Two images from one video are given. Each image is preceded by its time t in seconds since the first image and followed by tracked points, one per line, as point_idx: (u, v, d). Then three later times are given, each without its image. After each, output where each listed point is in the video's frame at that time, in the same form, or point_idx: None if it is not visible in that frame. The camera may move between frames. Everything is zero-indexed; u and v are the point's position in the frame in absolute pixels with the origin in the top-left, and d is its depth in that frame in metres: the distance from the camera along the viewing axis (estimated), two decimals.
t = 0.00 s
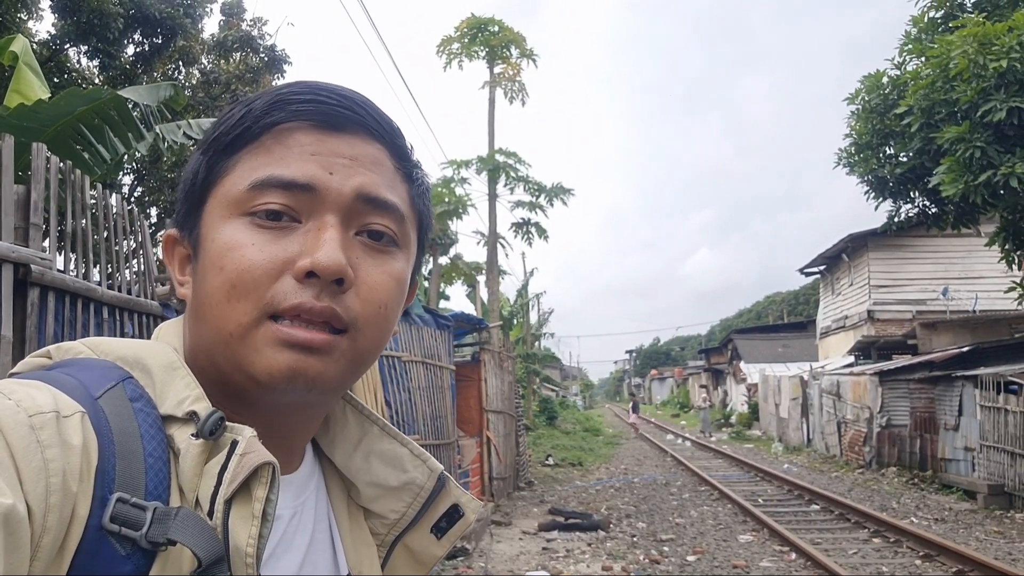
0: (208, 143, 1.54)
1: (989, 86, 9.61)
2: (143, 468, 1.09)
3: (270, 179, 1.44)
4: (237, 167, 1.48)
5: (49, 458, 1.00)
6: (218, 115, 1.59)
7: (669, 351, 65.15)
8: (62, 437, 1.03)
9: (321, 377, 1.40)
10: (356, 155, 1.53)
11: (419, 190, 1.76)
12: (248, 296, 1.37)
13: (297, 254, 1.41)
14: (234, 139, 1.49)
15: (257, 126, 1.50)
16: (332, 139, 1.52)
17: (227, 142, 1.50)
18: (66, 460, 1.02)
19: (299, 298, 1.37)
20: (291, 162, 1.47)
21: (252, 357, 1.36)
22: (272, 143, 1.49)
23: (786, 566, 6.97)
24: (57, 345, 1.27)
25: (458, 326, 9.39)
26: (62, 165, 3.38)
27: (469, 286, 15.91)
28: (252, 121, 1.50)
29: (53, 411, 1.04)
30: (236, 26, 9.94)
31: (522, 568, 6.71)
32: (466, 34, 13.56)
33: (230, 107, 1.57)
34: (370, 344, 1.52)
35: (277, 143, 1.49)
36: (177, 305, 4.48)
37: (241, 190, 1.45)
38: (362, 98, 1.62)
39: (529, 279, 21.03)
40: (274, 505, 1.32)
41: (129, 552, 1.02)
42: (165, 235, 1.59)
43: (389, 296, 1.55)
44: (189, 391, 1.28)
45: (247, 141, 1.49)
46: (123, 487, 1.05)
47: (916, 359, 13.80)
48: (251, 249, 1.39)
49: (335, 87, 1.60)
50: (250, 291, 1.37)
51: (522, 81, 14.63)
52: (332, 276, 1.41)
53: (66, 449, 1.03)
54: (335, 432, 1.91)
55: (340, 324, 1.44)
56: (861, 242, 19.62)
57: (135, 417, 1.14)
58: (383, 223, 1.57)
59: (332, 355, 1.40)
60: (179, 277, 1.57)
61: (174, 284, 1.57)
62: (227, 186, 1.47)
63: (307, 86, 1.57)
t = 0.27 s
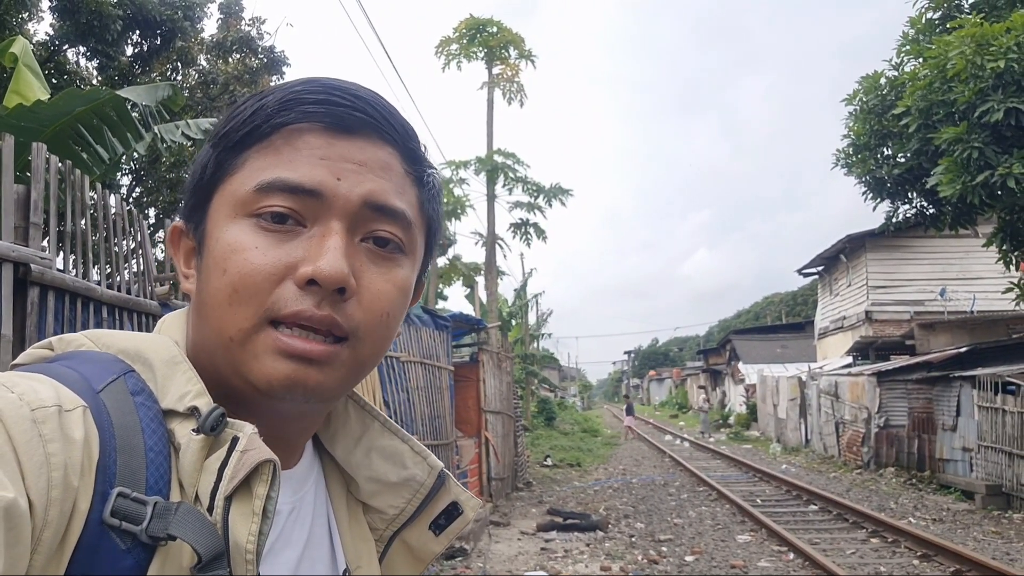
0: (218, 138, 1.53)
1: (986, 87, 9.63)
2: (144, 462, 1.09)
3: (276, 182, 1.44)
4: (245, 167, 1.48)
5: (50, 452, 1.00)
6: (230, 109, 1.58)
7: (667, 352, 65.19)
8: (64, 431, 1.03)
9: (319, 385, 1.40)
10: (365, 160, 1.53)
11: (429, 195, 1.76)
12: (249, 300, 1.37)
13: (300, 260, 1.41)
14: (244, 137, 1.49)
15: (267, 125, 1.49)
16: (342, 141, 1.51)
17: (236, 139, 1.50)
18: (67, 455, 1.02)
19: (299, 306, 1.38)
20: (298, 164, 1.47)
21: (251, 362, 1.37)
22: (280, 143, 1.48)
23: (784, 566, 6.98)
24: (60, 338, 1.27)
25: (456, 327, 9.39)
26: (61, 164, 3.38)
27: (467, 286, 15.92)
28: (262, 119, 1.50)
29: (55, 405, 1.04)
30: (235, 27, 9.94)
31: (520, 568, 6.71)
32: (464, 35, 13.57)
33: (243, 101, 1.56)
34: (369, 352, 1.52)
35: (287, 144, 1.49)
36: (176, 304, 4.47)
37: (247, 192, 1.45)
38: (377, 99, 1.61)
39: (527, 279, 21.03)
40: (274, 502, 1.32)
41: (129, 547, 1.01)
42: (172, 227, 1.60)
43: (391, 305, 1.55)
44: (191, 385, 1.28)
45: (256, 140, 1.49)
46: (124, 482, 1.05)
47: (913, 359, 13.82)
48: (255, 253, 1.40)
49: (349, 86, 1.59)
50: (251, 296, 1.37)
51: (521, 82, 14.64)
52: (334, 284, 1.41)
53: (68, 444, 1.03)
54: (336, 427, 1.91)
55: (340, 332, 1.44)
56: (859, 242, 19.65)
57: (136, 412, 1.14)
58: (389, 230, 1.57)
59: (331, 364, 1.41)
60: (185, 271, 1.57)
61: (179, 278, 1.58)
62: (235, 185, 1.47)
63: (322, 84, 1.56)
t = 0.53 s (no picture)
0: (214, 137, 1.52)
1: (984, 88, 9.63)
2: (137, 464, 1.09)
3: (275, 187, 1.43)
4: (243, 169, 1.47)
5: (42, 454, 1.00)
6: (227, 107, 1.57)
7: (666, 352, 65.21)
8: (56, 433, 1.03)
9: (317, 390, 1.41)
10: (364, 163, 1.52)
11: (426, 195, 1.76)
12: (247, 305, 1.36)
13: (299, 265, 1.40)
14: (241, 138, 1.48)
15: (266, 127, 1.48)
16: (341, 145, 1.50)
17: (233, 140, 1.48)
18: (60, 458, 1.02)
19: (298, 312, 1.37)
20: (297, 167, 1.46)
21: (250, 367, 1.37)
22: (278, 146, 1.48)
23: (782, 566, 6.98)
24: (53, 337, 1.27)
25: (455, 327, 9.39)
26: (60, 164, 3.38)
27: (466, 287, 15.92)
28: (260, 121, 1.49)
29: (47, 407, 1.04)
30: (234, 27, 9.94)
31: (519, 569, 6.71)
32: (463, 35, 13.57)
33: (240, 100, 1.55)
34: (367, 356, 1.53)
35: (285, 146, 1.47)
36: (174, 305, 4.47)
37: (246, 194, 1.44)
38: (375, 100, 1.60)
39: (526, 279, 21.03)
40: (269, 504, 1.31)
41: (121, 550, 1.01)
42: (167, 225, 1.59)
43: (389, 309, 1.55)
44: (185, 387, 1.28)
45: (254, 141, 1.48)
46: (117, 483, 1.05)
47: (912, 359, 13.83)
48: (253, 258, 1.39)
49: (346, 87, 1.58)
50: (250, 301, 1.37)
51: (520, 82, 14.64)
52: (334, 291, 1.41)
53: (60, 446, 1.02)
54: (331, 428, 1.90)
55: (339, 337, 1.44)
56: (858, 243, 19.67)
57: (130, 413, 1.14)
58: (388, 234, 1.56)
59: (329, 370, 1.41)
60: (178, 271, 1.57)
61: (172, 278, 1.57)
62: (232, 187, 1.47)
63: (319, 85, 1.55)
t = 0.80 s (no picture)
0: (200, 146, 1.50)
1: (984, 89, 9.62)
2: (136, 471, 1.09)
3: (272, 193, 1.43)
4: (234, 177, 1.46)
5: (40, 462, 1.00)
6: (210, 115, 1.55)
7: (666, 352, 65.21)
8: (54, 440, 1.03)
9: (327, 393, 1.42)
10: (356, 165, 1.52)
11: (414, 191, 1.76)
12: (252, 314, 1.36)
13: (301, 272, 1.40)
14: (230, 147, 1.47)
15: (254, 134, 1.47)
16: (332, 148, 1.50)
17: (222, 150, 1.47)
18: (58, 465, 1.01)
19: (303, 318, 1.38)
20: (290, 174, 1.46)
21: (259, 375, 1.37)
22: (270, 153, 1.47)
23: (782, 567, 6.98)
24: (50, 345, 1.26)
25: (455, 327, 9.39)
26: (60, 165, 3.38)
27: (466, 287, 15.92)
28: (248, 129, 1.48)
29: (45, 414, 1.04)
30: (234, 27, 9.94)
31: (519, 570, 6.71)
32: (463, 35, 13.56)
33: (223, 107, 1.53)
34: (371, 355, 1.54)
35: (276, 152, 1.47)
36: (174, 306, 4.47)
37: (239, 203, 1.43)
38: (359, 100, 1.60)
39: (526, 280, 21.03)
40: (268, 510, 1.32)
41: (120, 557, 1.01)
42: (154, 236, 1.56)
43: (389, 308, 1.57)
44: (184, 394, 1.28)
45: (243, 149, 1.47)
46: (115, 491, 1.05)
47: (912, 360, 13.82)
48: (254, 266, 1.39)
49: (330, 89, 1.57)
50: (254, 310, 1.36)
51: (520, 82, 14.63)
52: (338, 294, 1.42)
53: (58, 453, 1.02)
54: (329, 434, 1.90)
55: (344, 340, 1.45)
56: (858, 243, 19.67)
57: (128, 420, 1.14)
58: (384, 234, 1.57)
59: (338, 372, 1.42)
60: (170, 281, 1.54)
61: (163, 290, 1.55)
62: (224, 197, 1.45)
63: (303, 88, 1.54)
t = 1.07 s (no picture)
0: (191, 144, 1.50)
1: (984, 89, 9.61)
2: (134, 469, 1.09)
3: (265, 190, 1.42)
4: (227, 175, 1.45)
5: (39, 460, 1.00)
6: (199, 113, 1.54)
7: (666, 352, 65.21)
8: (52, 438, 1.03)
9: (326, 386, 1.43)
10: (348, 158, 1.52)
11: (406, 182, 1.76)
12: (249, 311, 1.37)
13: (297, 267, 1.41)
14: (221, 145, 1.46)
15: (244, 131, 1.47)
16: (324, 142, 1.50)
17: (213, 147, 1.46)
18: (56, 463, 1.01)
19: (300, 313, 1.38)
20: (283, 169, 1.45)
21: (259, 371, 1.38)
22: (261, 149, 1.46)
23: (782, 568, 6.97)
24: (48, 345, 1.26)
25: (455, 328, 9.39)
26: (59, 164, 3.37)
27: (466, 287, 15.91)
28: (238, 126, 1.47)
29: (44, 412, 1.04)
30: (234, 26, 9.93)
31: (519, 570, 6.70)
32: (463, 35, 13.56)
33: (211, 104, 1.53)
34: (369, 348, 1.54)
35: (267, 148, 1.46)
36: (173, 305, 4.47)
37: (233, 200, 1.43)
38: (348, 93, 1.59)
39: (526, 280, 21.03)
40: (267, 508, 1.32)
41: (119, 555, 1.01)
42: (148, 237, 1.56)
43: (386, 300, 1.57)
44: (182, 392, 1.27)
45: (235, 147, 1.46)
46: (114, 489, 1.05)
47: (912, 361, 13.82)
48: (250, 262, 1.39)
49: (319, 83, 1.56)
50: (251, 307, 1.37)
51: (520, 83, 14.62)
52: (334, 289, 1.42)
53: (56, 451, 1.02)
54: (326, 433, 1.90)
55: (341, 333, 1.45)
56: (858, 244, 19.67)
57: (126, 418, 1.13)
58: (378, 227, 1.57)
59: (337, 365, 1.43)
60: (164, 280, 1.54)
61: (159, 289, 1.55)
62: (218, 194, 1.45)
63: (291, 83, 1.54)
